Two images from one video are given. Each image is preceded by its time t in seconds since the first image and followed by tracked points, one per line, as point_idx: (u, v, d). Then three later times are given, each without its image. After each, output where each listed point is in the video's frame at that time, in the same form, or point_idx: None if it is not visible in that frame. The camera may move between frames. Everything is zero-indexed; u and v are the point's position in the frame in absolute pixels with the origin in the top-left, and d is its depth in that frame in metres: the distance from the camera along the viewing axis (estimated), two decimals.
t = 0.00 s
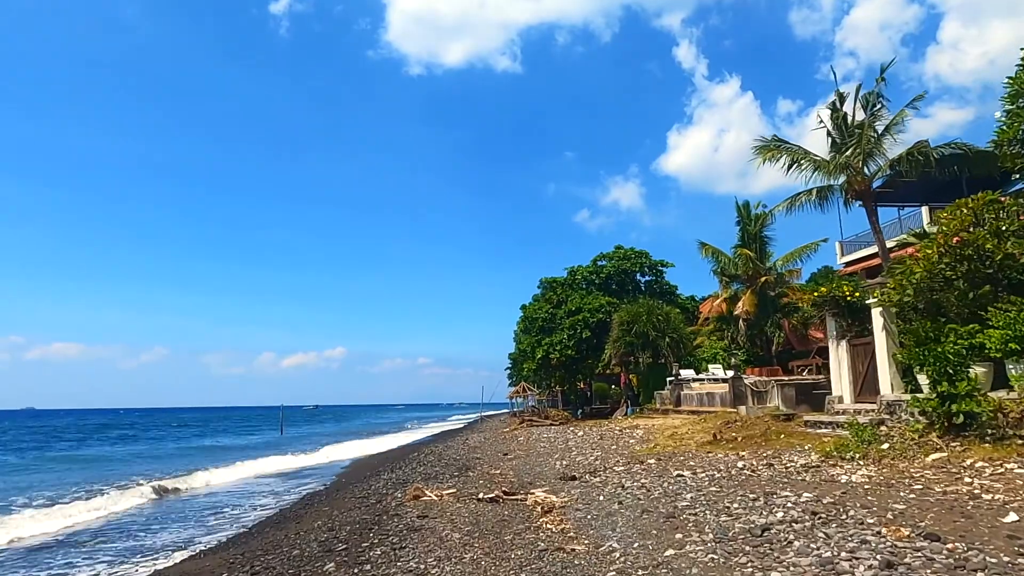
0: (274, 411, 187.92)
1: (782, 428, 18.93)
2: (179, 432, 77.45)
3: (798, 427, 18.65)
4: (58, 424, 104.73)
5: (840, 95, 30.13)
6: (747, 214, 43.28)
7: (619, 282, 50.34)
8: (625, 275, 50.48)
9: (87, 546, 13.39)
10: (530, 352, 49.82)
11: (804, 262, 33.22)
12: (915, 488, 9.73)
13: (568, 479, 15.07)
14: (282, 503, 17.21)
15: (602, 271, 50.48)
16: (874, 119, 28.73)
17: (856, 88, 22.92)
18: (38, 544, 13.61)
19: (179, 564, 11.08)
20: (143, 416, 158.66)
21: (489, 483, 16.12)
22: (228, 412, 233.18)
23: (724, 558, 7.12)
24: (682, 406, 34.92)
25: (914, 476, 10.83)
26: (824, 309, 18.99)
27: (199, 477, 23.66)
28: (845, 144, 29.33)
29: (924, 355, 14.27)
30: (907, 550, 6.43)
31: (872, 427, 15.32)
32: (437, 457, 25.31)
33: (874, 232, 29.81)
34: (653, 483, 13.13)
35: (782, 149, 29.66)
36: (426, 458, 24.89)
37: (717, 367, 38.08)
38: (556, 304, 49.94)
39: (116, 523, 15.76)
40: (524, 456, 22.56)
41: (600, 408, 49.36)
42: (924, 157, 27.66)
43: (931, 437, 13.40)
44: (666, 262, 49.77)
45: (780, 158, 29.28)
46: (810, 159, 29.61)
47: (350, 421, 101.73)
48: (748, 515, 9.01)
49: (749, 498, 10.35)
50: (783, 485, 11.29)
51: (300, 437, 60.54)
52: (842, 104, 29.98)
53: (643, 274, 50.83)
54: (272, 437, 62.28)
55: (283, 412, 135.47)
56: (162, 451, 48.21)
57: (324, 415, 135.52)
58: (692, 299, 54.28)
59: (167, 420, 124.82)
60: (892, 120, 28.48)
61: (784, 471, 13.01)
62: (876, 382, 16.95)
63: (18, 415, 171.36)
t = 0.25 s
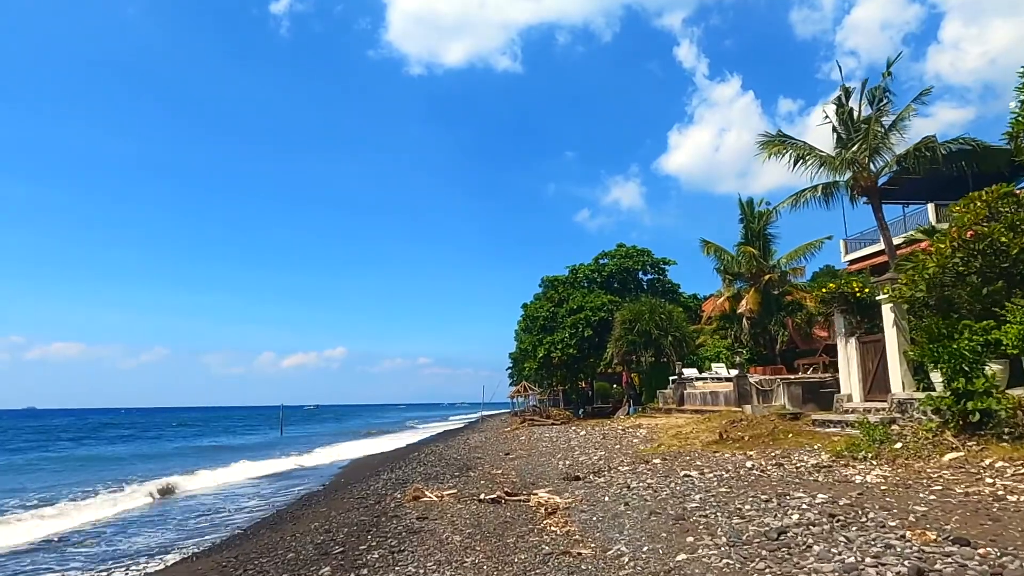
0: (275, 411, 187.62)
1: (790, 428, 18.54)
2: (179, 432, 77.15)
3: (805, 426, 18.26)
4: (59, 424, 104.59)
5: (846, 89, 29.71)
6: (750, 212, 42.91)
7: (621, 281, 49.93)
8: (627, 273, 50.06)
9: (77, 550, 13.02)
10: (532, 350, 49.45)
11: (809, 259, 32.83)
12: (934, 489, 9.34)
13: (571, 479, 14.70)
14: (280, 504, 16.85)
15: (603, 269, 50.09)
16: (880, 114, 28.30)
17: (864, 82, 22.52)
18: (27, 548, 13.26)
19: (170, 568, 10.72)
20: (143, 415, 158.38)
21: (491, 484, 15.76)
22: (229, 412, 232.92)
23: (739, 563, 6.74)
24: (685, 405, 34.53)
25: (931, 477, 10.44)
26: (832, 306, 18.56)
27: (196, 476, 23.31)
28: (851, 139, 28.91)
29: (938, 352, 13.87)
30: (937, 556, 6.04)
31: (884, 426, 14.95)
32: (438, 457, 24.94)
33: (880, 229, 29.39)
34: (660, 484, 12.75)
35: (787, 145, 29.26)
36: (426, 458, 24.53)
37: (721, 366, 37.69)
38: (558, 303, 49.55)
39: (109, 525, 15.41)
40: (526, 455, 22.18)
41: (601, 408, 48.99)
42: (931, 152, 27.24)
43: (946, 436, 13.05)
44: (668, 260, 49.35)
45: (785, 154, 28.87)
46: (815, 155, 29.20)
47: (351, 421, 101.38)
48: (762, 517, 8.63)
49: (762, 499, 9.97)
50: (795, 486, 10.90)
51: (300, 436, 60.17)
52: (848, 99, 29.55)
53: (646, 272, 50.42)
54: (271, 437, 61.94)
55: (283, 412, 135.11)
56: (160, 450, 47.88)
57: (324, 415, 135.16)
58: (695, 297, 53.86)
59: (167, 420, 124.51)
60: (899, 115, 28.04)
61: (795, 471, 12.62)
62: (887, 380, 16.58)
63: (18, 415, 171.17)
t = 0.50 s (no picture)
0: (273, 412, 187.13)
1: (794, 431, 18.18)
2: (177, 433, 76.80)
3: (810, 430, 17.91)
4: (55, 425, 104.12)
5: (849, 88, 29.37)
6: (751, 212, 42.57)
7: (620, 282, 49.57)
8: (627, 274, 49.68)
9: (62, 558, 12.62)
10: (530, 352, 49.09)
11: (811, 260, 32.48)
12: (951, 497, 8.97)
13: (572, 484, 14.33)
14: (273, 508, 16.47)
15: (603, 270, 49.73)
16: (884, 112, 27.93)
17: (867, 80, 22.17)
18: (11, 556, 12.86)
19: None
20: (141, 416, 157.90)
21: (489, 488, 15.39)
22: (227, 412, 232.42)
23: None
24: (686, 407, 34.17)
25: (946, 484, 10.07)
26: (837, 308, 18.15)
27: (190, 478, 22.93)
28: (853, 138, 28.56)
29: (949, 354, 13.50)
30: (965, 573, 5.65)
31: (892, 430, 14.60)
32: (435, 460, 24.55)
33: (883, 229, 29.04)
34: (664, 490, 12.37)
35: (789, 144, 28.90)
36: (424, 461, 24.15)
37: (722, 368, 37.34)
38: (557, 304, 49.20)
39: (97, 531, 15.02)
40: (525, 459, 21.80)
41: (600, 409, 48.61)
42: (935, 151, 26.89)
43: (957, 441, 12.70)
44: (668, 261, 48.98)
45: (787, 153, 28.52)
46: (818, 154, 28.86)
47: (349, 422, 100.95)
48: (772, 527, 8.26)
49: (771, 507, 9.60)
50: (804, 493, 10.53)
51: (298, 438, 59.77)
52: (851, 98, 29.21)
53: (645, 273, 50.06)
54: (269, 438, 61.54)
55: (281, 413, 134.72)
56: (156, 452, 47.47)
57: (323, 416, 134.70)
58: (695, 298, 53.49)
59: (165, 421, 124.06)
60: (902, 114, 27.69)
61: (802, 477, 12.24)
62: (893, 383, 16.24)
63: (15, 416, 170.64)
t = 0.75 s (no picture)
0: (270, 411, 186.74)
1: (797, 430, 17.84)
2: (173, 433, 76.37)
3: (812, 429, 17.57)
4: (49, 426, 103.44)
5: (849, 84, 29.08)
6: (750, 210, 42.26)
7: (619, 280, 49.23)
8: (625, 273, 49.32)
9: (42, 561, 12.24)
10: (528, 350, 48.77)
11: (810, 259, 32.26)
12: (962, 498, 8.61)
13: (569, 484, 13.99)
14: (264, 509, 16.12)
15: (601, 268, 49.40)
16: (886, 109, 27.62)
17: (868, 76, 21.88)
18: None
19: None
20: (137, 416, 157.34)
21: (485, 488, 15.04)
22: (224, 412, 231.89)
23: None
24: (685, 407, 33.85)
25: (956, 484, 9.73)
26: (840, 304, 17.82)
27: (181, 478, 22.55)
28: (854, 135, 28.26)
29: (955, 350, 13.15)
30: None
31: (897, 429, 14.25)
32: (431, 459, 24.19)
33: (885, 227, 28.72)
34: (663, 491, 12.03)
35: (790, 141, 28.61)
36: (419, 461, 23.80)
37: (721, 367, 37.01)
38: (555, 302, 48.87)
39: (81, 532, 14.64)
40: (522, 458, 21.45)
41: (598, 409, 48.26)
42: (938, 148, 26.57)
43: (964, 440, 12.37)
44: (667, 259, 48.65)
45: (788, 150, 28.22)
46: (819, 151, 28.56)
47: (346, 422, 100.55)
48: (777, 530, 7.91)
49: (773, 508, 9.26)
50: (808, 494, 10.18)
51: (294, 437, 59.39)
52: (852, 94, 28.89)
53: (644, 271, 49.74)
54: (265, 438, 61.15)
55: (278, 413, 134.18)
56: (151, 452, 47.07)
57: (320, 415, 134.25)
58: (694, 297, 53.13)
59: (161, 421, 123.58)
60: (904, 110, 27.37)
61: (806, 477, 11.92)
62: (897, 382, 15.89)
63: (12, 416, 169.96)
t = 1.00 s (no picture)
0: (268, 412, 186.23)
1: (802, 433, 17.42)
2: (171, 433, 75.96)
3: (818, 431, 17.16)
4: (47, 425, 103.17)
5: (853, 82, 28.69)
6: (752, 210, 41.84)
7: (618, 280, 48.80)
8: (625, 273, 48.90)
9: (21, 567, 11.81)
10: (527, 351, 48.36)
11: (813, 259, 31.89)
12: (983, 506, 8.18)
13: (568, 488, 13.57)
14: (255, 512, 15.71)
15: (601, 268, 48.99)
16: (890, 106, 27.20)
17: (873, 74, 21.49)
18: None
19: None
20: (135, 416, 156.86)
21: (482, 492, 14.61)
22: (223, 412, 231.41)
23: None
24: (685, 408, 33.44)
25: (973, 491, 9.30)
26: (846, 304, 17.41)
27: (174, 481, 22.13)
28: (858, 133, 27.85)
29: (968, 351, 12.72)
30: None
31: (906, 432, 13.84)
32: (428, 462, 23.76)
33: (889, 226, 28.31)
34: (666, 495, 11.61)
35: (793, 139, 28.21)
36: (416, 463, 23.37)
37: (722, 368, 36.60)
38: (554, 302, 48.45)
39: (65, 537, 14.22)
40: (521, 461, 21.02)
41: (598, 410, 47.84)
42: (943, 145, 26.16)
43: (977, 444, 11.96)
44: (667, 259, 48.22)
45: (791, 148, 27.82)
46: (822, 149, 28.17)
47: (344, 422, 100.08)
48: (789, 540, 7.49)
49: (782, 515, 8.83)
50: (818, 500, 9.76)
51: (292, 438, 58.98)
52: (856, 92, 28.48)
53: (644, 271, 49.31)
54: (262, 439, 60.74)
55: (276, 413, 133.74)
56: (146, 453, 46.67)
57: (318, 415, 133.78)
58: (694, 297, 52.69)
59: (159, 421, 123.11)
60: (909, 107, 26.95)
61: (814, 482, 11.50)
62: (906, 383, 15.48)
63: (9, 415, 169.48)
